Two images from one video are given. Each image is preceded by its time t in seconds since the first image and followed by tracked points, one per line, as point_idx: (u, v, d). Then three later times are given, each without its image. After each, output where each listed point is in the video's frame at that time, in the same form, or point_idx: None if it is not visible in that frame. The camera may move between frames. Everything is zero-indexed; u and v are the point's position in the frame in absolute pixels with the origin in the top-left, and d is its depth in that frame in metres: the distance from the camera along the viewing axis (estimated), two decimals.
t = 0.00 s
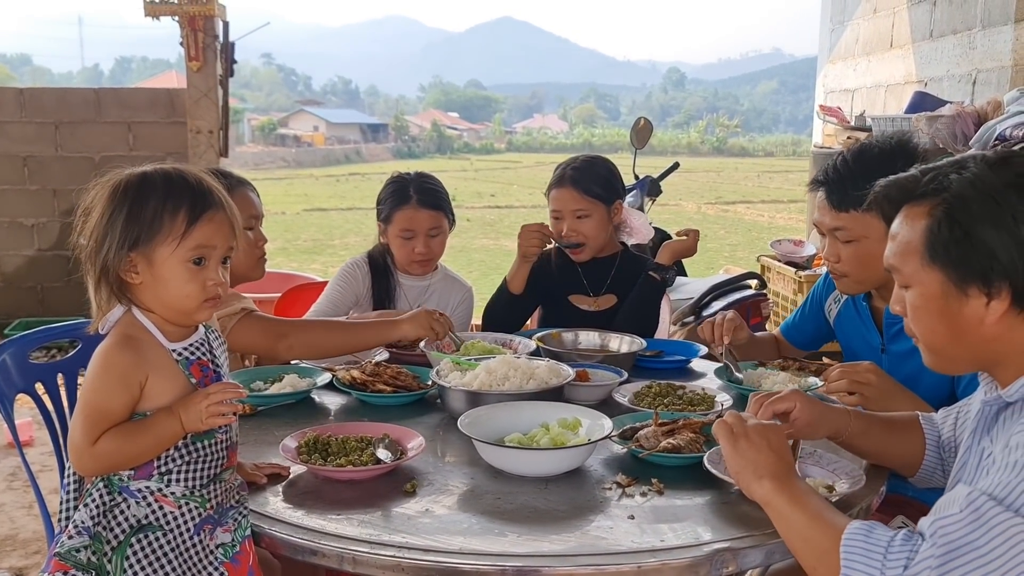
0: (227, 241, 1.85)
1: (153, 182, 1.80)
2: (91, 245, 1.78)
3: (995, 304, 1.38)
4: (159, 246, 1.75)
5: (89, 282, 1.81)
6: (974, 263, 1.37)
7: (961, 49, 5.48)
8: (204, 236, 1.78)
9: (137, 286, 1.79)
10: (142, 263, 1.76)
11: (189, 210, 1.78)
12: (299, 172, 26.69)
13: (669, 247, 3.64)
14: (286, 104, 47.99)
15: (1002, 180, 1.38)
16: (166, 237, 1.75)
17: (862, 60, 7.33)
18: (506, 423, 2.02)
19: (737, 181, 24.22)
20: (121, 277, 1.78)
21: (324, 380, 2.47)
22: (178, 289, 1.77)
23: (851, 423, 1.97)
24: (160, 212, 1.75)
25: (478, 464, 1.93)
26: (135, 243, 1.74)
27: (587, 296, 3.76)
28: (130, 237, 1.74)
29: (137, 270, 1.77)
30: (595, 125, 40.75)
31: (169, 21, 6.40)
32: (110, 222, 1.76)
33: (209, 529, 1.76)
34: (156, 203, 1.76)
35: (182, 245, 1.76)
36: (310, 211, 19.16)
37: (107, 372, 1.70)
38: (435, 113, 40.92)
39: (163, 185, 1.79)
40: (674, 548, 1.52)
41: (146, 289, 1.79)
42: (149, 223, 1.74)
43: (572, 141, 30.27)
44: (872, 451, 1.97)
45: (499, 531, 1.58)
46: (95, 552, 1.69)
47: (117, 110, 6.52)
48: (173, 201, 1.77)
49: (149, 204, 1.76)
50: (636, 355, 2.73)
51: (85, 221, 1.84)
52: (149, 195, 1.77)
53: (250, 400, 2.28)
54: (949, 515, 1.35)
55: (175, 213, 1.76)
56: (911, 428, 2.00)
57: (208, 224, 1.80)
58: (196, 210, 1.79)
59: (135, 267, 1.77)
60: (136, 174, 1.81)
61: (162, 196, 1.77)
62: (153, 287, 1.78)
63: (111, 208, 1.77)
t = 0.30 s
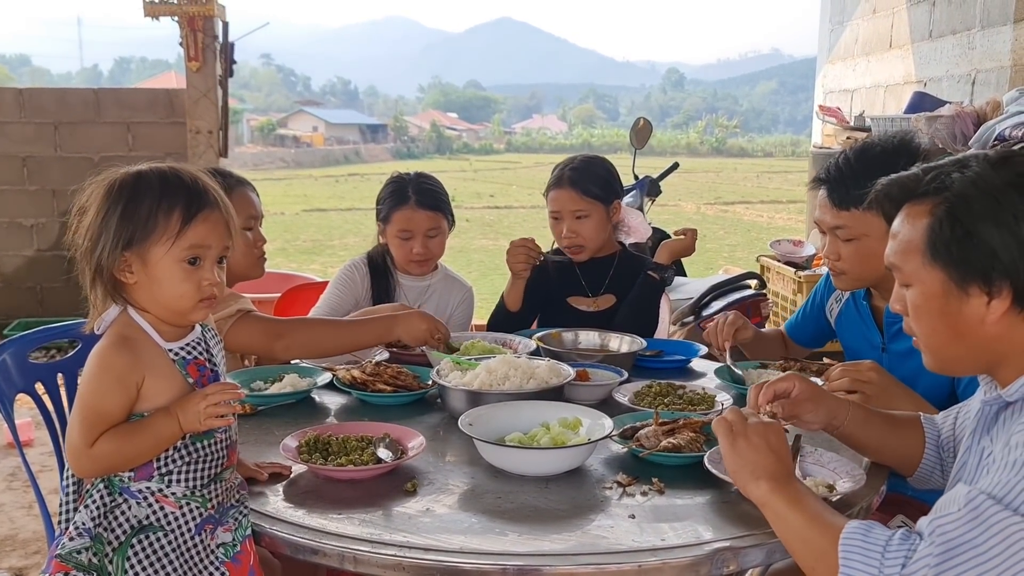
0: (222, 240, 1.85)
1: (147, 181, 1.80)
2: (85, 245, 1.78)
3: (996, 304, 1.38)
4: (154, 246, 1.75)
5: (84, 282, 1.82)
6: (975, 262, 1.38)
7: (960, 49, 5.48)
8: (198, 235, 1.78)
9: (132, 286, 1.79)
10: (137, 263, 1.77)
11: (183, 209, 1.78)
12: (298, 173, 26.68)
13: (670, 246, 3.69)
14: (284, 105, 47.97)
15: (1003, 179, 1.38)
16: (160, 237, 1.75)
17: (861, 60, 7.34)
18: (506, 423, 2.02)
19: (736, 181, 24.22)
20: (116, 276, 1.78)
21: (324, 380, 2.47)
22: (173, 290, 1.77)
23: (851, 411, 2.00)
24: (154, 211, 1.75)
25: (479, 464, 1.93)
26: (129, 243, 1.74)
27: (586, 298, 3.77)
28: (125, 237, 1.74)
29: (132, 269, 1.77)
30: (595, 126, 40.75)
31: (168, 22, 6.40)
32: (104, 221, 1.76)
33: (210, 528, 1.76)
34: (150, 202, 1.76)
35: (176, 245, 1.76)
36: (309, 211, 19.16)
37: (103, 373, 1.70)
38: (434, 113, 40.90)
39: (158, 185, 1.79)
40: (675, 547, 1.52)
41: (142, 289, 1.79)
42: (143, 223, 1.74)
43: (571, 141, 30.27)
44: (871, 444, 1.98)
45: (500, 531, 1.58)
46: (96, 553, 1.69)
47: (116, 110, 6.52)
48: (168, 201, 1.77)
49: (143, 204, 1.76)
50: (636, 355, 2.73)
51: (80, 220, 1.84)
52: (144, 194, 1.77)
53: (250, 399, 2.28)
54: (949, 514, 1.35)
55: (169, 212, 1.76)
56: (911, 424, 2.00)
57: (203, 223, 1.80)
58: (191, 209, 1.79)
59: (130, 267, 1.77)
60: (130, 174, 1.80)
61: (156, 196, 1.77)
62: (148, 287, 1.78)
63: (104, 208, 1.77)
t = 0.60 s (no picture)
0: (208, 238, 1.84)
1: (129, 180, 1.79)
2: (70, 246, 1.77)
3: (996, 298, 1.38)
4: (138, 247, 1.74)
5: (71, 283, 1.81)
6: (977, 255, 1.37)
7: (959, 48, 5.49)
8: (183, 234, 1.78)
9: (118, 287, 1.79)
10: (122, 263, 1.76)
11: (166, 208, 1.77)
12: (296, 173, 26.66)
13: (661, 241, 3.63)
14: (282, 105, 47.94)
15: (1010, 174, 1.38)
16: (144, 236, 1.74)
17: (859, 60, 7.35)
18: (505, 421, 2.01)
19: (735, 181, 24.23)
20: (101, 277, 1.77)
21: (323, 378, 2.46)
22: (159, 289, 1.77)
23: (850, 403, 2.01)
24: (137, 210, 1.74)
25: (478, 461, 1.93)
26: (113, 243, 1.74)
27: (580, 299, 3.75)
28: (109, 237, 1.74)
29: (117, 270, 1.77)
30: (593, 126, 40.77)
31: (167, 21, 6.39)
32: (87, 221, 1.75)
33: (208, 525, 1.76)
34: (133, 201, 1.75)
35: (160, 244, 1.75)
36: (307, 211, 19.15)
37: (93, 377, 1.70)
38: (433, 113, 40.89)
39: (141, 183, 1.78)
40: (675, 545, 1.51)
41: (128, 289, 1.78)
42: (127, 223, 1.74)
43: (570, 142, 30.28)
44: (870, 439, 1.99)
45: (501, 529, 1.57)
46: (93, 556, 1.69)
47: (114, 110, 6.51)
48: (152, 198, 1.76)
49: (127, 202, 1.75)
50: (635, 353, 2.72)
51: (64, 220, 1.83)
52: (127, 193, 1.76)
53: (249, 398, 2.28)
54: (944, 510, 1.35)
55: (152, 211, 1.75)
56: (909, 421, 2.00)
57: (188, 221, 1.79)
58: (174, 207, 1.78)
59: (115, 267, 1.76)
60: (112, 172, 1.79)
61: (139, 194, 1.76)
62: (134, 287, 1.77)
63: (87, 208, 1.76)
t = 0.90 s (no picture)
0: (202, 236, 1.83)
1: (120, 180, 1.78)
2: (66, 249, 1.78)
3: (997, 294, 1.38)
4: (130, 248, 1.74)
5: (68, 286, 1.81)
6: (979, 251, 1.37)
7: (957, 47, 5.49)
8: (175, 233, 1.77)
9: (115, 288, 1.79)
10: (116, 265, 1.76)
11: (157, 208, 1.76)
12: (295, 172, 26.66)
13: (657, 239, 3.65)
14: (280, 104, 47.93)
15: (1014, 169, 1.38)
16: (135, 237, 1.74)
17: (858, 59, 7.35)
18: (505, 418, 2.01)
19: (733, 181, 24.25)
20: (97, 280, 1.78)
21: (323, 376, 2.46)
22: (154, 290, 1.76)
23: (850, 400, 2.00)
24: (128, 212, 1.74)
25: (478, 459, 1.93)
26: (106, 245, 1.74)
27: (577, 296, 3.74)
28: (102, 239, 1.74)
29: (112, 272, 1.77)
30: (592, 125, 40.79)
31: (166, 20, 6.37)
32: (81, 224, 1.75)
33: (211, 523, 1.77)
34: (124, 202, 1.75)
35: (152, 245, 1.75)
36: (306, 211, 19.15)
37: (93, 377, 1.70)
38: (432, 113, 40.88)
39: (130, 182, 1.77)
40: (676, 542, 1.51)
41: (124, 291, 1.78)
42: (119, 224, 1.73)
43: (569, 141, 30.28)
44: (870, 437, 1.99)
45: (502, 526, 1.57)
46: (96, 554, 1.69)
47: (113, 109, 6.51)
48: (142, 199, 1.76)
49: (118, 204, 1.75)
50: (635, 352, 2.73)
51: (59, 223, 1.83)
52: (117, 193, 1.76)
53: (249, 396, 2.28)
54: (944, 506, 1.35)
55: (143, 212, 1.75)
56: (909, 417, 2.01)
57: (180, 220, 1.78)
58: (165, 207, 1.77)
59: (110, 269, 1.76)
60: (102, 173, 1.79)
61: (129, 195, 1.76)
62: (130, 288, 1.77)
63: (80, 211, 1.76)
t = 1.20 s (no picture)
0: (210, 234, 1.83)
1: (129, 176, 1.78)
2: (75, 244, 1.78)
3: (1003, 286, 1.39)
4: (139, 244, 1.74)
5: (77, 281, 1.81)
6: (985, 243, 1.38)
7: (956, 44, 5.49)
8: (184, 230, 1.77)
9: (123, 284, 1.79)
10: (124, 261, 1.76)
11: (166, 205, 1.76)
12: (293, 171, 26.64)
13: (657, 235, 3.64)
14: (278, 102, 47.86)
15: (1017, 162, 1.41)
16: (144, 234, 1.74)
17: (857, 56, 7.35)
18: (506, 414, 2.01)
19: (732, 179, 24.24)
20: (106, 275, 1.78)
21: (323, 372, 2.47)
22: (163, 286, 1.76)
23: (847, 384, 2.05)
24: (137, 208, 1.74)
25: (479, 454, 1.93)
26: (116, 242, 1.74)
27: (578, 293, 3.75)
28: (111, 235, 1.74)
29: (120, 267, 1.77)
30: (590, 123, 40.77)
31: (165, 17, 6.36)
32: (90, 219, 1.76)
33: (216, 518, 1.79)
34: (132, 199, 1.75)
35: (161, 242, 1.75)
36: (304, 209, 19.13)
37: (105, 371, 1.69)
38: (430, 111, 40.83)
39: (138, 179, 1.77)
40: (678, 536, 1.52)
41: (132, 287, 1.78)
42: (128, 221, 1.73)
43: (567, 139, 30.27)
44: (869, 425, 2.01)
45: (504, 521, 1.57)
46: (106, 547, 1.70)
47: (111, 106, 6.50)
48: (150, 196, 1.75)
49: (126, 200, 1.74)
50: (634, 348, 2.73)
51: (68, 218, 1.83)
52: (125, 190, 1.76)
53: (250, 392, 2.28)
54: (946, 503, 1.35)
55: (152, 208, 1.75)
56: (907, 411, 2.02)
57: (188, 218, 1.78)
58: (174, 204, 1.77)
59: (118, 265, 1.77)
60: (111, 169, 1.79)
61: (138, 191, 1.76)
62: (138, 284, 1.77)
63: (90, 206, 1.76)
